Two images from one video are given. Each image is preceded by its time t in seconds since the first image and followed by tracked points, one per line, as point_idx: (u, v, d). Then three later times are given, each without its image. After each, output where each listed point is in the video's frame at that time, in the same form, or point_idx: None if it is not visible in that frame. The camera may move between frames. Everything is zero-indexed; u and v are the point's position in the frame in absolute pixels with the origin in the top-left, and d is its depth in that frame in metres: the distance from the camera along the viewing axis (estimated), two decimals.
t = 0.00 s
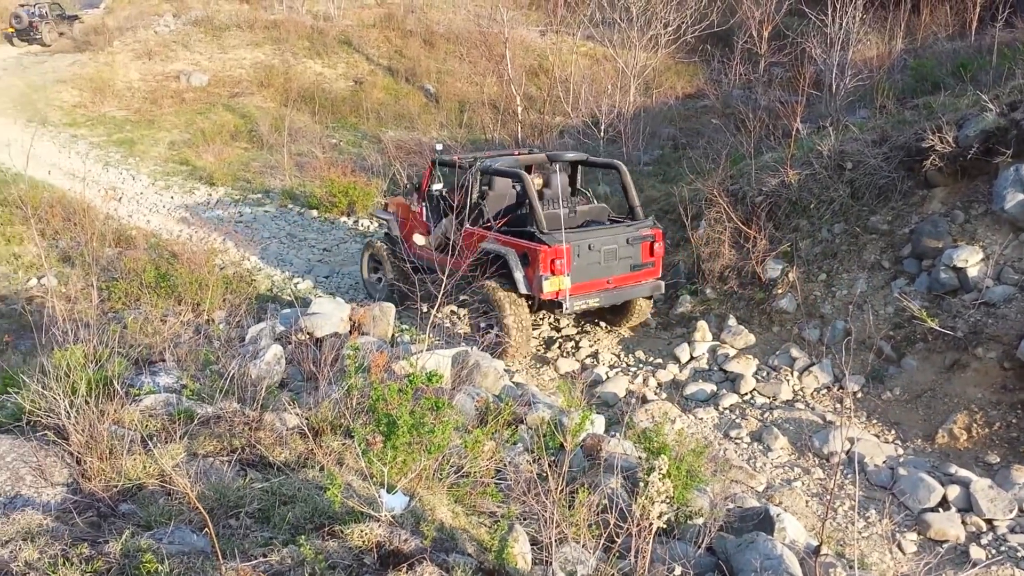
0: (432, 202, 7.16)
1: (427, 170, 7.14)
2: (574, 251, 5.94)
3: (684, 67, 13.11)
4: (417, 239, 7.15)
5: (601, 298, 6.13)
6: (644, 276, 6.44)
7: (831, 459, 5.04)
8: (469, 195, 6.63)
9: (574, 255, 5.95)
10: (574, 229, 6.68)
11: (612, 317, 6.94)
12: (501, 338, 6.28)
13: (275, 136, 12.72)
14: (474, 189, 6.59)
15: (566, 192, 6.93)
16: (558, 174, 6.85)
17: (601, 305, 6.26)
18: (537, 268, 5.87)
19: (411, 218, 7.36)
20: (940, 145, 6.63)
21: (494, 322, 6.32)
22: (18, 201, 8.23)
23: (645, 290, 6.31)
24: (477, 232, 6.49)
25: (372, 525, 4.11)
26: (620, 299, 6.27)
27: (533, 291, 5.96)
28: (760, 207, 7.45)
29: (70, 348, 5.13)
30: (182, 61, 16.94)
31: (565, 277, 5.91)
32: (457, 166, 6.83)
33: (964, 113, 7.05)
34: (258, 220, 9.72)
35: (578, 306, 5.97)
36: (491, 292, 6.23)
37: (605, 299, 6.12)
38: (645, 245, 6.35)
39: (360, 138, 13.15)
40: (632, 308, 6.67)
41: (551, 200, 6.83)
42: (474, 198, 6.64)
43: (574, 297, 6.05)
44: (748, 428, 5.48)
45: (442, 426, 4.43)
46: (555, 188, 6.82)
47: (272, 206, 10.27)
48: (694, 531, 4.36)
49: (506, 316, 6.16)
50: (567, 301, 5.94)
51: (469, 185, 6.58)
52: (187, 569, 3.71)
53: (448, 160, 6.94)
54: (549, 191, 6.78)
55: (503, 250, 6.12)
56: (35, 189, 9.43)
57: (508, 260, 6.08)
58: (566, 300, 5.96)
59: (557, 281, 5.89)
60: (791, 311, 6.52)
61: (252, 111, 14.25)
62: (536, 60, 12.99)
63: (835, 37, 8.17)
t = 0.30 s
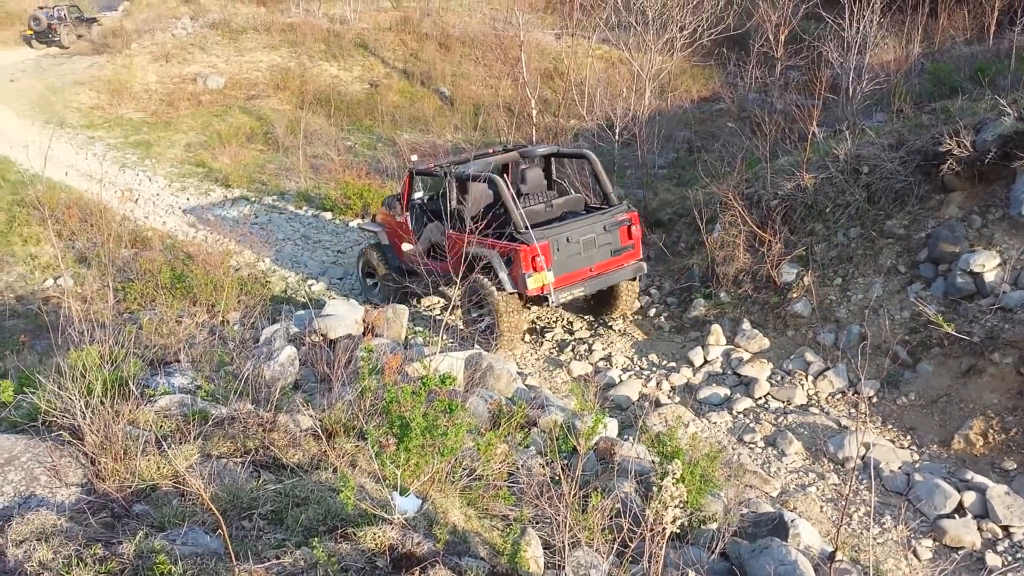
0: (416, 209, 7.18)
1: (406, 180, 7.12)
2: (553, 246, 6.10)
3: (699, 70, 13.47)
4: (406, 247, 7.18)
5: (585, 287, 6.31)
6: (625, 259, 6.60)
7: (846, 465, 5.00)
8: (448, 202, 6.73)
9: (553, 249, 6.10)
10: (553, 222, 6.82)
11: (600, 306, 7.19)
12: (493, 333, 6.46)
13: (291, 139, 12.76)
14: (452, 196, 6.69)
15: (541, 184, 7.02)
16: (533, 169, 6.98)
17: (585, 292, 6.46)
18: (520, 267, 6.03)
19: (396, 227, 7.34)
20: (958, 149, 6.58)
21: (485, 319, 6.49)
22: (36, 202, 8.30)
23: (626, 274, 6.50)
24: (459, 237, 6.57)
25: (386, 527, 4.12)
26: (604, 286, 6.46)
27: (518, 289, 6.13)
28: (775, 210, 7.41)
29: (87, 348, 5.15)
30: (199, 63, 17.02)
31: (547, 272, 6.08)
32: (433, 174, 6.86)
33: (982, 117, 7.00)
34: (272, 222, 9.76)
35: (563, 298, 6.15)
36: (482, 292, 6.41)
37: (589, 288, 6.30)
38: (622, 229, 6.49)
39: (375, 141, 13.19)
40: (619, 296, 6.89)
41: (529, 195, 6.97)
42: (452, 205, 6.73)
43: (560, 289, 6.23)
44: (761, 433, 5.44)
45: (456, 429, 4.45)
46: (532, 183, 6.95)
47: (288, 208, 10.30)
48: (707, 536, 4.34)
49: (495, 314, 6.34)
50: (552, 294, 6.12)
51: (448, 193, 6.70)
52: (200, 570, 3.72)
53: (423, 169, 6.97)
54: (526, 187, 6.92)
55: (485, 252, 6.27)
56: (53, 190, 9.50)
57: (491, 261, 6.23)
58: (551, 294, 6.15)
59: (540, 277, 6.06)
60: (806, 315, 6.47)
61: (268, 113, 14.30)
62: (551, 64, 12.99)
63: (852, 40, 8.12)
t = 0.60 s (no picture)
0: (416, 203, 7.28)
1: (406, 175, 7.18)
2: (546, 240, 6.18)
3: (710, 73, 13.49)
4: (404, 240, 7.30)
5: (576, 282, 6.39)
6: (616, 258, 6.68)
7: (858, 468, 4.97)
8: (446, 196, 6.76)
9: (546, 243, 6.19)
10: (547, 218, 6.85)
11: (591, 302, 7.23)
12: (484, 328, 6.56)
13: (302, 142, 12.81)
14: (451, 189, 6.70)
15: (537, 184, 7.10)
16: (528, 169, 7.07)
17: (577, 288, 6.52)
18: (514, 259, 6.11)
19: (395, 220, 7.47)
20: (971, 151, 6.53)
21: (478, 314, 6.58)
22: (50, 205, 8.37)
23: (616, 271, 6.57)
24: (456, 230, 6.64)
25: (396, 530, 4.12)
26: (595, 282, 6.52)
27: (511, 281, 6.21)
28: (786, 212, 7.36)
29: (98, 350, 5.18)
30: (212, 67, 17.11)
31: (539, 265, 6.16)
32: (432, 169, 6.91)
33: (995, 119, 6.95)
34: (285, 225, 9.80)
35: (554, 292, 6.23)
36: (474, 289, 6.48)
37: (580, 283, 6.38)
38: (614, 228, 6.58)
39: (386, 144, 13.22)
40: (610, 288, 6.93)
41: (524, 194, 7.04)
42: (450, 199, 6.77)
43: (551, 283, 6.31)
44: (773, 436, 5.41)
45: (467, 432, 4.47)
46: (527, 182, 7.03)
47: (300, 211, 10.33)
48: (718, 539, 4.32)
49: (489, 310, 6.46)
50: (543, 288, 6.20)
51: (446, 187, 6.72)
52: (211, 572, 3.73)
53: (424, 164, 7.04)
54: (521, 185, 7.00)
55: (481, 245, 6.34)
56: (67, 194, 9.58)
57: (486, 253, 6.31)
58: (542, 286, 6.22)
59: (532, 269, 6.14)
60: (818, 318, 6.44)
61: (280, 117, 14.36)
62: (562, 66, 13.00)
63: (864, 42, 8.09)
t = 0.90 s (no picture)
0: (404, 208, 7.32)
1: (394, 181, 7.20)
2: (532, 251, 6.34)
3: (717, 76, 13.46)
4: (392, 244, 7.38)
5: (561, 290, 6.57)
6: (599, 264, 6.85)
7: (865, 474, 4.94)
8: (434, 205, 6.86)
9: (532, 254, 6.35)
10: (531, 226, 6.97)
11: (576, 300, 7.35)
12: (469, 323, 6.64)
13: (309, 144, 12.81)
14: (439, 199, 6.79)
15: (523, 190, 7.10)
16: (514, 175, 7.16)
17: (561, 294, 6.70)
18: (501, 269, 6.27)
19: (383, 224, 7.52)
20: (980, 156, 6.48)
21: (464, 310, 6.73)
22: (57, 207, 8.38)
23: (599, 278, 6.74)
24: (443, 237, 6.79)
25: (403, 534, 4.10)
26: (579, 289, 6.70)
27: (499, 291, 6.39)
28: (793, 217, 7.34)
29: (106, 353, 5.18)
30: (219, 69, 17.12)
31: (526, 275, 6.32)
32: (420, 177, 6.91)
33: (1004, 124, 6.93)
34: (291, 227, 9.81)
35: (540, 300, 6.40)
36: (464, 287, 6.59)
37: (564, 291, 6.56)
38: (597, 236, 6.73)
39: (393, 146, 13.21)
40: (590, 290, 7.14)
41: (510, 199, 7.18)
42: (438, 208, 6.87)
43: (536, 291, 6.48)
44: (780, 442, 5.39)
45: (473, 436, 4.47)
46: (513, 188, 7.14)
47: (307, 213, 10.33)
48: (725, 546, 4.31)
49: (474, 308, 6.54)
50: (529, 296, 6.37)
51: (434, 195, 6.77)
52: None
53: (411, 172, 7.06)
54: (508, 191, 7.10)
55: (469, 254, 6.50)
56: (74, 195, 9.58)
57: (474, 262, 6.46)
58: (528, 296, 6.40)
59: (519, 280, 6.31)
60: (826, 323, 6.40)
61: (287, 119, 14.35)
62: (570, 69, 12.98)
63: (872, 46, 8.06)
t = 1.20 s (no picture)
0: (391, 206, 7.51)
1: (381, 179, 7.38)
2: (507, 239, 6.53)
3: (727, 82, 13.45)
4: (380, 241, 7.53)
5: (535, 278, 6.74)
6: (574, 256, 7.03)
7: (876, 482, 4.91)
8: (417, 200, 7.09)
9: (507, 242, 6.54)
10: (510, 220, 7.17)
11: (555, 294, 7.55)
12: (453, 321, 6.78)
13: (320, 149, 12.86)
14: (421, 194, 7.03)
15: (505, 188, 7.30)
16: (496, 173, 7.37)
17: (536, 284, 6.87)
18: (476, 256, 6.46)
19: (370, 223, 7.66)
20: (991, 162, 6.45)
21: (445, 306, 6.97)
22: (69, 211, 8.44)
23: (573, 268, 6.92)
24: (423, 231, 6.99)
25: (411, 539, 4.10)
26: (554, 278, 6.88)
27: (475, 278, 6.56)
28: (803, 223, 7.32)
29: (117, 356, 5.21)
30: (230, 74, 17.21)
31: (501, 262, 6.50)
32: (404, 173, 7.17)
33: (1016, 130, 6.89)
34: (301, 232, 9.84)
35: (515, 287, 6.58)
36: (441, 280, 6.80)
37: (538, 279, 6.74)
38: (572, 228, 6.93)
39: (403, 151, 13.24)
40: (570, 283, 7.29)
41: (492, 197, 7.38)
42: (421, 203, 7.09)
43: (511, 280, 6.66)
44: (790, 449, 5.37)
45: (481, 441, 4.48)
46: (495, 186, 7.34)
47: (317, 217, 10.35)
48: (734, 552, 4.27)
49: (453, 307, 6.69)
50: (504, 283, 6.55)
51: (417, 190, 7.05)
52: None
53: (396, 169, 7.27)
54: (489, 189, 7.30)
55: (447, 244, 6.70)
56: (86, 199, 9.64)
57: (451, 251, 6.66)
58: (503, 282, 6.57)
59: (494, 266, 6.49)
60: (836, 329, 6.36)
61: (299, 124, 14.40)
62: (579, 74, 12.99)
63: (883, 52, 8.04)
